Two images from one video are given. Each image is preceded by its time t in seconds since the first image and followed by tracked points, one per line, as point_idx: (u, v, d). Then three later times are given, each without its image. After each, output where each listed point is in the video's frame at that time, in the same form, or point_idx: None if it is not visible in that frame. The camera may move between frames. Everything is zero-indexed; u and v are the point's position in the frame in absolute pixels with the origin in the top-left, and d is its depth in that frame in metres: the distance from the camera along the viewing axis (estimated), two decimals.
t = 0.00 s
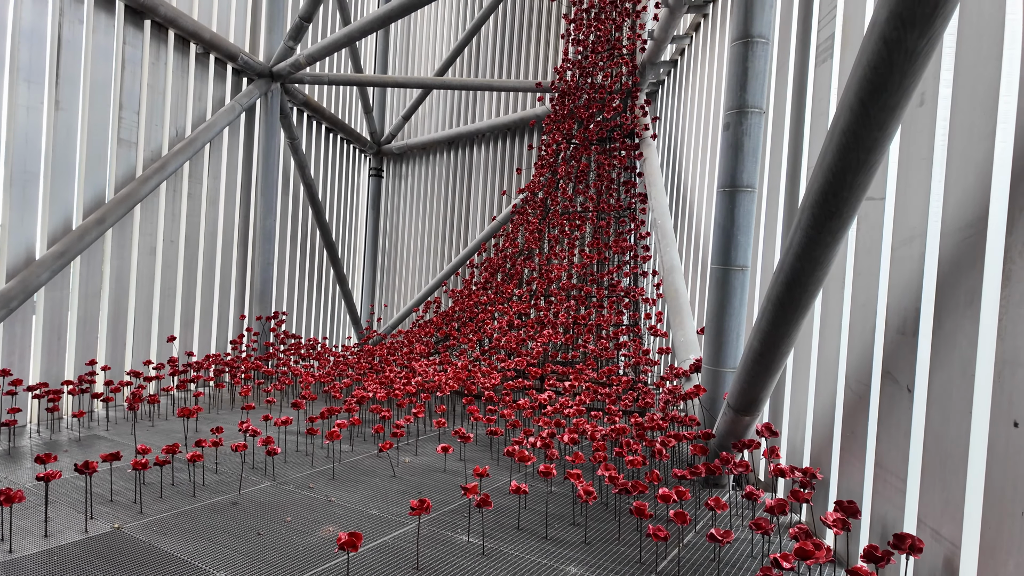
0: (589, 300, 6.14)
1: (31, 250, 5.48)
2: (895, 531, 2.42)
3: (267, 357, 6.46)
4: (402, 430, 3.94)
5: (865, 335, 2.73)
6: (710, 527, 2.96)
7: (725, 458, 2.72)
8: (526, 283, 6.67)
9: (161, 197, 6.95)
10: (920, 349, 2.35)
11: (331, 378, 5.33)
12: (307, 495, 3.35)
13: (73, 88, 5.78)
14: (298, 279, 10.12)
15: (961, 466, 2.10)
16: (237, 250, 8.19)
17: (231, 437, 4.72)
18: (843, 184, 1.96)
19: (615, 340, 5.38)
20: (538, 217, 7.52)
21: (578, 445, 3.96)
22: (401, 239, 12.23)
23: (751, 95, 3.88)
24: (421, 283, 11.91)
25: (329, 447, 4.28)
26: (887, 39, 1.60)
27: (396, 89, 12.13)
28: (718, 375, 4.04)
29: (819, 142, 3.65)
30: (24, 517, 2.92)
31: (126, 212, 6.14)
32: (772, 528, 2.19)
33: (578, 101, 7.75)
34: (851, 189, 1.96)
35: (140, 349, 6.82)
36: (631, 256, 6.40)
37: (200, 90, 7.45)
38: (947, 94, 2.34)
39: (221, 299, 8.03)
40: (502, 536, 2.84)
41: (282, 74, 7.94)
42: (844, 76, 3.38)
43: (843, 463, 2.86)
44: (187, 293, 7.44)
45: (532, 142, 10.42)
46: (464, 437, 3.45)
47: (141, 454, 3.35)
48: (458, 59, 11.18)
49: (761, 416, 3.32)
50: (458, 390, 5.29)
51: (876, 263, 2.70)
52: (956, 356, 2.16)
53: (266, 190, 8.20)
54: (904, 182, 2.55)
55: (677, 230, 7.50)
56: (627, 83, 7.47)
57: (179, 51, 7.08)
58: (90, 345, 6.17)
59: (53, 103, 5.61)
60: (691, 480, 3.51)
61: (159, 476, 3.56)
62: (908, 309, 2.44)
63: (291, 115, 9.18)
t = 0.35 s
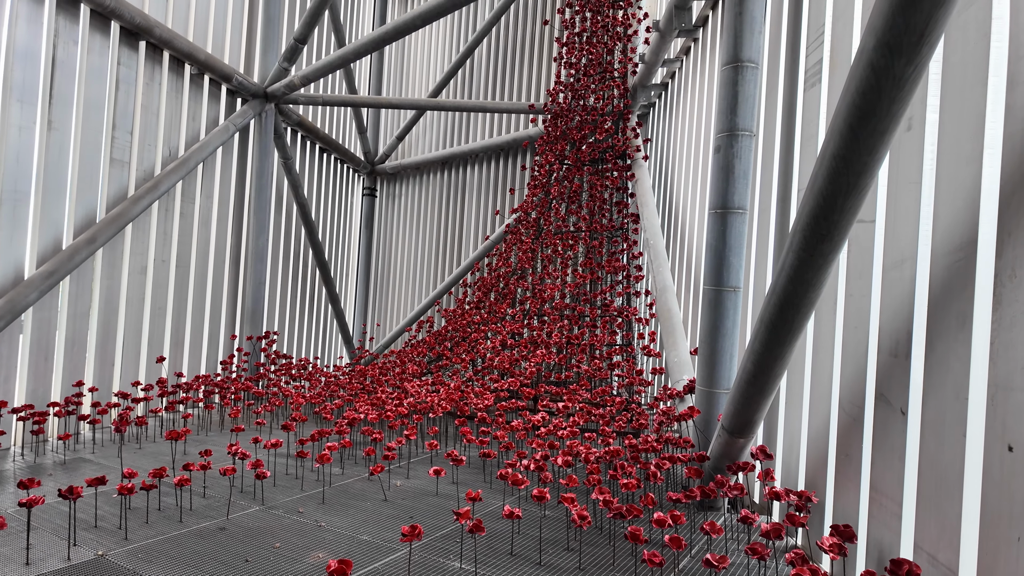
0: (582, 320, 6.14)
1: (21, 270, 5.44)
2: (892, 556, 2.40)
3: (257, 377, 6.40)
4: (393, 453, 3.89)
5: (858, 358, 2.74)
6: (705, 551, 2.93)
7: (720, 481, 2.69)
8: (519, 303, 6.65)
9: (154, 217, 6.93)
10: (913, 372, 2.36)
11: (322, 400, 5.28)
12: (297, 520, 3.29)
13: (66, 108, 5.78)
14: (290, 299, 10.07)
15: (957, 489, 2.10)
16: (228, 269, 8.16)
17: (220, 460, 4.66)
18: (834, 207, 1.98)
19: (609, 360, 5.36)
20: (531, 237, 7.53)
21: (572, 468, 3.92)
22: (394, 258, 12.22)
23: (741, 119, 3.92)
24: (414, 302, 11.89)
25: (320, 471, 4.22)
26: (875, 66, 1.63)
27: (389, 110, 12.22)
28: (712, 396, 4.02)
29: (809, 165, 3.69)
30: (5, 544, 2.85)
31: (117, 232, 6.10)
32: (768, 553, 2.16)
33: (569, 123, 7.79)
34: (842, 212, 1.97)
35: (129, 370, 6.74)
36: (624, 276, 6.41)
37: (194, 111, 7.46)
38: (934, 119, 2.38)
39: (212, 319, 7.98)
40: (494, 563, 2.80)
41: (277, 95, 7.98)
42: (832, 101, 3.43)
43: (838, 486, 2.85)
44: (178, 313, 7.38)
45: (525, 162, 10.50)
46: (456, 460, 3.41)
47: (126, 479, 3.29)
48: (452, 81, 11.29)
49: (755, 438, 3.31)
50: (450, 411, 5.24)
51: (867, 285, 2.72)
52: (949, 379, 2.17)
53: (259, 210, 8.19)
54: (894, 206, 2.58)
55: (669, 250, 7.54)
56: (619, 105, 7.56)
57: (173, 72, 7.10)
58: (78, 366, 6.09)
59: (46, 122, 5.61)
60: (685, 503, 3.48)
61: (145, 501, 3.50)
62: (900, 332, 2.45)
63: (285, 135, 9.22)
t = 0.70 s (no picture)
0: (577, 339, 6.12)
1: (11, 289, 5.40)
2: None
3: (249, 398, 6.33)
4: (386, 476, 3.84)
5: (854, 380, 2.73)
6: None
7: (717, 504, 2.65)
8: (514, 322, 6.63)
9: (147, 236, 6.90)
10: (909, 395, 2.35)
11: (315, 420, 5.22)
12: (287, 546, 3.24)
13: (61, 128, 5.79)
14: (283, 318, 10.02)
15: (956, 514, 2.08)
16: (222, 288, 8.13)
17: (209, 483, 4.58)
18: (827, 230, 1.98)
19: (604, 381, 5.34)
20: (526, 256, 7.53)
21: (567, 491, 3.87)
22: (389, 277, 12.20)
23: (733, 141, 3.96)
24: (408, 321, 11.85)
25: (312, 494, 4.16)
26: (866, 91, 1.65)
27: (385, 131, 12.29)
28: (708, 418, 3.99)
29: (802, 187, 3.72)
30: None
31: (110, 251, 6.08)
32: None
33: (564, 144, 7.74)
34: (836, 235, 1.98)
35: (119, 391, 6.67)
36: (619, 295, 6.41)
37: (189, 131, 7.48)
38: (924, 144, 2.41)
39: (205, 338, 7.92)
40: None
41: (273, 115, 8.02)
42: (824, 124, 3.48)
43: (836, 510, 2.82)
44: (169, 333, 7.32)
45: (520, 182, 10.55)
46: (450, 484, 3.36)
47: (114, 503, 3.23)
48: (447, 102, 11.39)
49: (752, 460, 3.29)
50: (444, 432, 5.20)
51: (861, 307, 2.73)
52: (945, 403, 2.17)
53: (253, 229, 8.18)
54: (887, 228, 2.60)
55: (663, 270, 7.57)
56: (612, 127, 7.63)
57: (170, 93, 7.13)
58: (67, 387, 6.02)
59: (40, 142, 5.62)
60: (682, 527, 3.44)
61: (133, 526, 3.44)
62: (895, 354, 2.45)
63: (281, 155, 9.25)
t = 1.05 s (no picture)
0: (573, 359, 6.10)
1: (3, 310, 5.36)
2: None
3: (242, 419, 6.26)
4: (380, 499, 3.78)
5: (851, 402, 2.72)
6: None
7: (715, 529, 2.61)
8: (510, 342, 6.60)
9: (142, 256, 6.88)
10: (907, 419, 2.34)
11: (308, 442, 5.16)
12: (279, 572, 3.17)
13: (57, 148, 5.79)
14: (277, 338, 9.97)
15: (957, 540, 2.06)
16: (216, 308, 8.10)
17: (200, 507, 4.51)
18: (823, 253, 1.99)
19: (600, 401, 5.30)
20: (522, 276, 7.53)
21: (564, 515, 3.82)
22: (384, 297, 12.18)
23: (727, 163, 3.99)
24: (403, 340, 11.80)
25: (304, 518, 4.09)
26: (859, 116, 1.66)
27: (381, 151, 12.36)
28: (705, 440, 3.96)
29: (796, 208, 3.74)
30: None
31: (103, 271, 6.05)
32: None
33: (559, 165, 7.80)
34: (831, 258, 1.98)
35: (110, 413, 6.59)
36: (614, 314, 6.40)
37: (186, 151, 7.49)
38: (918, 167, 2.43)
39: (198, 359, 7.86)
40: None
41: (270, 136, 8.05)
42: (817, 147, 3.52)
43: (835, 535, 2.79)
44: (162, 353, 7.26)
45: (515, 202, 10.60)
46: (445, 508, 3.31)
47: (102, 528, 3.16)
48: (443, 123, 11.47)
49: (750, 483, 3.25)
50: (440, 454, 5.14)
51: (857, 329, 2.73)
52: (944, 427, 2.16)
53: (249, 248, 8.16)
54: (882, 251, 2.61)
55: (659, 289, 7.58)
56: (607, 148, 7.69)
57: (167, 114, 7.16)
58: (57, 409, 5.94)
59: (36, 162, 5.62)
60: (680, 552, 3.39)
61: (121, 552, 3.37)
62: (892, 377, 2.44)
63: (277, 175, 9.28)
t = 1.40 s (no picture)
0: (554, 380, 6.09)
1: None
2: None
3: (216, 442, 6.12)
4: (358, 525, 3.70)
5: (830, 425, 2.74)
6: None
7: (697, 553, 2.60)
8: (491, 362, 6.57)
9: (117, 275, 6.76)
10: (885, 442, 2.37)
11: (284, 465, 5.05)
12: None
13: (31, 165, 5.70)
14: (254, 359, 9.82)
15: (935, 563, 2.07)
16: (192, 328, 7.96)
17: (171, 534, 4.38)
18: (800, 278, 2.01)
19: (582, 422, 5.28)
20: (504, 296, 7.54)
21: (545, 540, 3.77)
22: (364, 316, 12.08)
23: (706, 187, 4.05)
24: (383, 361, 11.69)
25: (279, 545, 3.99)
26: (834, 145, 1.70)
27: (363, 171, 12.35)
28: (687, 462, 3.96)
29: (774, 232, 3.80)
30: None
31: (76, 290, 5.93)
32: None
33: (541, 186, 7.91)
34: (809, 283, 2.01)
35: (79, 436, 6.40)
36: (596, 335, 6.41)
37: (164, 169, 7.41)
38: (891, 194, 2.49)
39: (172, 380, 7.70)
40: None
41: (250, 154, 8.01)
42: (793, 172, 3.60)
43: (816, 558, 2.79)
44: (135, 374, 7.10)
45: (497, 223, 10.63)
46: (424, 534, 3.25)
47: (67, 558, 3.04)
48: (426, 143, 11.51)
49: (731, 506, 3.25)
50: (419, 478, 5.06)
51: (835, 352, 2.76)
52: (921, 450, 2.18)
53: (227, 267, 8.06)
54: (857, 275, 2.65)
55: (640, 310, 7.62)
56: (588, 170, 7.77)
57: (146, 131, 7.09)
58: (23, 433, 5.76)
59: (9, 179, 5.52)
60: None
61: None
62: (869, 400, 2.47)
63: (258, 193, 9.22)
